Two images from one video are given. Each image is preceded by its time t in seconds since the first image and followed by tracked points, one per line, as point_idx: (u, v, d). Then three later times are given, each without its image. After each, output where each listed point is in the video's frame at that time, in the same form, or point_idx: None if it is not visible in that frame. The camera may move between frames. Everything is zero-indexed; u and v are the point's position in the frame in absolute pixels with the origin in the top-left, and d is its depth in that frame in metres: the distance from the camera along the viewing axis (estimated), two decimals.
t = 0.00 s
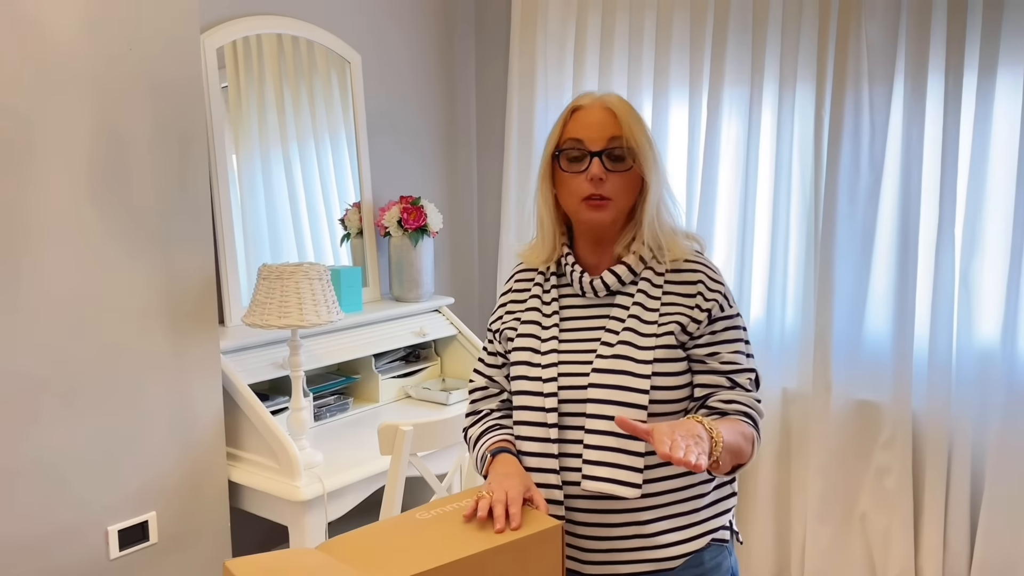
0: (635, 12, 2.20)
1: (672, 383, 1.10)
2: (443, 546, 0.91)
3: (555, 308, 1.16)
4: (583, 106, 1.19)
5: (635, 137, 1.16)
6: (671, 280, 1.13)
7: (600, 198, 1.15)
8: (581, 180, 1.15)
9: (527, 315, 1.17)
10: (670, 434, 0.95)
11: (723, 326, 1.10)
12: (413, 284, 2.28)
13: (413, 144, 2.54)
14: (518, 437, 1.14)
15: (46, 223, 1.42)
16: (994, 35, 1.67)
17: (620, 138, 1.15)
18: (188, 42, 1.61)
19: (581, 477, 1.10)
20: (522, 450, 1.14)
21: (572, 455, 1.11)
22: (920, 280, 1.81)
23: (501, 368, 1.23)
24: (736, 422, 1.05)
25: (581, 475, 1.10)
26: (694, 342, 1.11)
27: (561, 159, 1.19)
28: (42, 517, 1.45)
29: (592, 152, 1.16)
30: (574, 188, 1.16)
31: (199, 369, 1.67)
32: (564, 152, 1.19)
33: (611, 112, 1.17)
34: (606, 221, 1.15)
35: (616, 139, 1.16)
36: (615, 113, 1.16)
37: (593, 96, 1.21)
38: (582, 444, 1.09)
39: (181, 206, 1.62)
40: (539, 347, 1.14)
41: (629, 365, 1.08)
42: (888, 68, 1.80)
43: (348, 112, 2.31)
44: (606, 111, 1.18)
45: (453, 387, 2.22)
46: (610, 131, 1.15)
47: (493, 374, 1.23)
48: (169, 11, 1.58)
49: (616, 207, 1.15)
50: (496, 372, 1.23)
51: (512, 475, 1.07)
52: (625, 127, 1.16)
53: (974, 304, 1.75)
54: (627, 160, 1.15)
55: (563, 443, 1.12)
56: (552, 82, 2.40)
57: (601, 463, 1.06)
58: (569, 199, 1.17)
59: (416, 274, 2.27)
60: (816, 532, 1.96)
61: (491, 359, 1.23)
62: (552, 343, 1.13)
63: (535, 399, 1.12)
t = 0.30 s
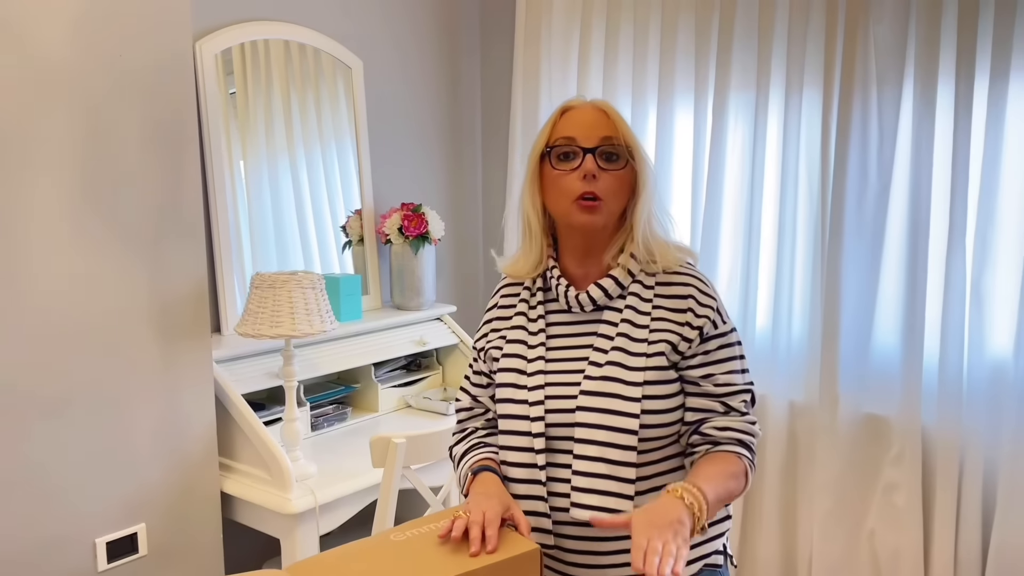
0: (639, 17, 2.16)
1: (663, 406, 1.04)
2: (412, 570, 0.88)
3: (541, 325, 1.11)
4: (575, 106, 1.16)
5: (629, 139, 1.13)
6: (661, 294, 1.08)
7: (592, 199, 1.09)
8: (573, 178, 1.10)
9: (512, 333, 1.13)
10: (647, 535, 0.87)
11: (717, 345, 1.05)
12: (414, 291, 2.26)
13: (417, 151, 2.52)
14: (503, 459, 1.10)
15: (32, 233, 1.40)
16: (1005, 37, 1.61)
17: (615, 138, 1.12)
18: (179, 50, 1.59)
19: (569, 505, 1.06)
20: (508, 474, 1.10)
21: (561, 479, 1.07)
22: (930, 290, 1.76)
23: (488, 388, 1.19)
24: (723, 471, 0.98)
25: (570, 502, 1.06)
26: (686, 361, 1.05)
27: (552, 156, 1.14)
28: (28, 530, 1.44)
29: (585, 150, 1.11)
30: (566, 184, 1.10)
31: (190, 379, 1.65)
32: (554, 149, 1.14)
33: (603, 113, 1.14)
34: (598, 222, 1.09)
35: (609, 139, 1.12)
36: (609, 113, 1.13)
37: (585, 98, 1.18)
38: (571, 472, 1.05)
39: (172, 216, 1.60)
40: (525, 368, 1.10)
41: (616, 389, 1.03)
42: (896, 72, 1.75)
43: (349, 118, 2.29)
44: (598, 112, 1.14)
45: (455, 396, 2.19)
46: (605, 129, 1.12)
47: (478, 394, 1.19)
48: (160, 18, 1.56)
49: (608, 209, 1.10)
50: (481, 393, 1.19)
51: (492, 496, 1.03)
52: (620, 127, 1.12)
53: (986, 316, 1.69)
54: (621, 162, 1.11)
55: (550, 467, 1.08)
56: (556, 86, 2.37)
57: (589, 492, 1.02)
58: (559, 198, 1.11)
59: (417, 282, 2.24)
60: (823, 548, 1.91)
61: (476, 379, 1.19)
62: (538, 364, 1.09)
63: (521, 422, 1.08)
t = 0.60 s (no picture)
0: (646, 18, 2.14)
1: (658, 424, 1.01)
2: None
3: (532, 339, 1.09)
4: (563, 115, 1.11)
5: (620, 151, 1.09)
6: (655, 305, 1.04)
7: (583, 219, 1.06)
8: (562, 197, 1.06)
9: (503, 348, 1.10)
10: None
11: (713, 359, 1.02)
12: (419, 296, 2.25)
13: (423, 156, 2.50)
14: (495, 477, 1.07)
15: (27, 241, 1.40)
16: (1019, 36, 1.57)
17: (605, 152, 1.08)
18: (177, 54, 1.59)
19: (563, 525, 1.03)
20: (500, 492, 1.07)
21: (554, 498, 1.04)
22: (941, 298, 1.72)
23: (479, 402, 1.16)
24: (716, 523, 0.95)
25: (564, 522, 1.03)
26: (681, 377, 1.02)
27: (540, 171, 1.10)
28: (23, 540, 1.43)
29: (574, 166, 1.07)
30: (555, 204, 1.07)
31: (188, 386, 1.64)
32: (542, 163, 1.10)
33: (592, 122, 1.10)
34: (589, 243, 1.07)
35: (600, 152, 1.08)
36: (598, 125, 1.08)
37: (572, 103, 1.12)
38: (565, 493, 1.02)
39: (169, 222, 1.59)
40: (516, 385, 1.07)
41: (611, 408, 1.00)
42: (906, 73, 1.71)
43: (353, 122, 2.28)
44: (588, 122, 1.09)
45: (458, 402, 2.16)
46: (594, 143, 1.07)
47: (469, 409, 1.17)
48: (157, 23, 1.55)
49: (599, 228, 1.07)
50: (473, 407, 1.17)
51: (478, 508, 1.01)
52: (610, 139, 1.08)
53: (999, 324, 1.64)
54: (612, 178, 1.08)
55: (544, 487, 1.05)
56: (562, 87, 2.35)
57: (584, 514, 1.00)
58: (549, 216, 1.08)
59: (422, 287, 2.23)
60: (832, 561, 1.87)
61: (467, 392, 1.16)
62: (530, 381, 1.06)
63: (513, 442, 1.05)
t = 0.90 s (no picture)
0: (658, 20, 2.11)
1: (663, 435, 0.99)
2: None
3: (536, 347, 1.06)
4: (563, 121, 1.09)
5: (622, 157, 1.06)
6: (661, 313, 1.02)
7: (584, 227, 1.04)
8: (563, 205, 1.04)
9: (506, 356, 1.08)
10: None
11: (719, 369, 0.99)
12: (428, 300, 2.24)
13: (433, 159, 2.49)
14: (498, 488, 1.05)
15: (32, 245, 1.39)
16: None
17: (606, 158, 1.05)
18: (183, 57, 1.58)
19: (566, 537, 1.01)
20: (502, 503, 1.05)
21: (557, 510, 1.02)
22: (959, 304, 1.68)
23: (484, 410, 1.14)
24: (717, 533, 0.93)
25: (567, 534, 1.01)
26: (688, 386, 1.00)
27: (540, 179, 1.08)
28: (28, 546, 1.43)
29: (575, 173, 1.05)
30: (556, 212, 1.05)
31: (193, 390, 1.64)
32: (542, 171, 1.08)
33: (593, 128, 1.07)
34: (592, 251, 1.04)
35: (601, 158, 1.05)
36: (598, 130, 1.06)
37: (572, 108, 1.10)
38: (568, 504, 1.00)
39: (175, 226, 1.59)
40: (519, 395, 1.05)
41: (615, 419, 0.98)
42: (923, 75, 1.67)
43: (363, 125, 2.27)
44: (589, 127, 1.07)
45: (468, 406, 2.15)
46: (595, 149, 1.05)
47: (473, 417, 1.15)
48: (164, 27, 1.55)
49: (601, 235, 1.04)
50: (477, 415, 1.15)
51: (477, 518, 0.99)
52: (611, 144, 1.06)
53: (1018, 332, 1.60)
54: (614, 184, 1.05)
55: (547, 498, 1.02)
56: (573, 89, 2.33)
57: (588, 526, 0.98)
58: (550, 224, 1.06)
59: (431, 290, 2.22)
60: (846, 571, 1.84)
61: (471, 400, 1.14)
62: (533, 391, 1.03)
63: (516, 452, 1.03)
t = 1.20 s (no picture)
0: (671, 17, 2.09)
1: (672, 435, 0.97)
2: None
3: (543, 347, 1.05)
4: (568, 115, 1.07)
5: (628, 151, 1.04)
6: (669, 310, 1.00)
7: (590, 224, 1.02)
8: (569, 202, 1.02)
9: (513, 356, 1.06)
10: None
11: (727, 366, 0.97)
12: (438, 299, 2.23)
13: (444, 158, 2.48)
14: (505, 490, 1.03)
15: (40, 242, 1.39)
16: None
17: (612, 153, 1.03)
18: (191, 53, 1.57)
19: (574, 539, 0.99)
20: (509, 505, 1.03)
21: (564, 511, 1.00)
22: (978, 303, 1.65)
23: (491, 411, 1.12)
24: (722, 527, 0.90)
25: (575, 536, 0.99)
26: (695, 384, 0.97)
27: (546, 176, 1.06)
28: (36, 544, 1.43)
29: (580, 169, 1.03)
30: (561, 210, 1.03)
31: (202, 389, 1.63)
32: (548, 167, 1.06)
33: (598, 122, 1.05)
34: (599, 248, 1.02)
35: (607, 153, 1.03)
36: (604, 125, 1.04)
37: (576, 103, 1.08)
38: (576, 506, 0.98)
39: (184, 224, 1.58)
40: (526, 395, 1.03)
41: (622, 418, 0.96)
42: (941, 70, 1.64)
43: (372, 123, 2.26)
44: (595, 122, 1.05)
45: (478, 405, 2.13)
46: (601, 144, 1.03)
47: (480, 419, 1.13)
48: (171, 24, 1.54)
49: (608, 232, 1.02)
50: (484, 416, 1.13)
51: (481, 519, 0.97)
52: (618, 139, 1.04)
53: None
54: (620, 179, 1.03)
55: (555, 500, 1.00)
56: (585, 86, 2.31)
57: (596, 528, 0.96)
58: (556, 221, 1.05)
59: (442, 289, 2.21)
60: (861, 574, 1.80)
61: (478, 401, 1.13)
62: (540, 391, 1.01)
63: (523, 453, 1.01)
